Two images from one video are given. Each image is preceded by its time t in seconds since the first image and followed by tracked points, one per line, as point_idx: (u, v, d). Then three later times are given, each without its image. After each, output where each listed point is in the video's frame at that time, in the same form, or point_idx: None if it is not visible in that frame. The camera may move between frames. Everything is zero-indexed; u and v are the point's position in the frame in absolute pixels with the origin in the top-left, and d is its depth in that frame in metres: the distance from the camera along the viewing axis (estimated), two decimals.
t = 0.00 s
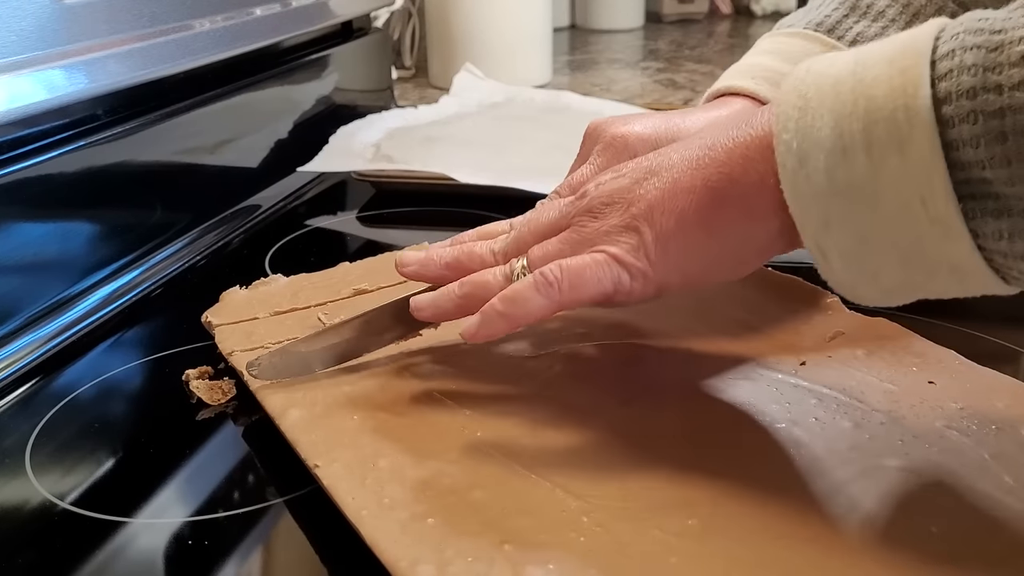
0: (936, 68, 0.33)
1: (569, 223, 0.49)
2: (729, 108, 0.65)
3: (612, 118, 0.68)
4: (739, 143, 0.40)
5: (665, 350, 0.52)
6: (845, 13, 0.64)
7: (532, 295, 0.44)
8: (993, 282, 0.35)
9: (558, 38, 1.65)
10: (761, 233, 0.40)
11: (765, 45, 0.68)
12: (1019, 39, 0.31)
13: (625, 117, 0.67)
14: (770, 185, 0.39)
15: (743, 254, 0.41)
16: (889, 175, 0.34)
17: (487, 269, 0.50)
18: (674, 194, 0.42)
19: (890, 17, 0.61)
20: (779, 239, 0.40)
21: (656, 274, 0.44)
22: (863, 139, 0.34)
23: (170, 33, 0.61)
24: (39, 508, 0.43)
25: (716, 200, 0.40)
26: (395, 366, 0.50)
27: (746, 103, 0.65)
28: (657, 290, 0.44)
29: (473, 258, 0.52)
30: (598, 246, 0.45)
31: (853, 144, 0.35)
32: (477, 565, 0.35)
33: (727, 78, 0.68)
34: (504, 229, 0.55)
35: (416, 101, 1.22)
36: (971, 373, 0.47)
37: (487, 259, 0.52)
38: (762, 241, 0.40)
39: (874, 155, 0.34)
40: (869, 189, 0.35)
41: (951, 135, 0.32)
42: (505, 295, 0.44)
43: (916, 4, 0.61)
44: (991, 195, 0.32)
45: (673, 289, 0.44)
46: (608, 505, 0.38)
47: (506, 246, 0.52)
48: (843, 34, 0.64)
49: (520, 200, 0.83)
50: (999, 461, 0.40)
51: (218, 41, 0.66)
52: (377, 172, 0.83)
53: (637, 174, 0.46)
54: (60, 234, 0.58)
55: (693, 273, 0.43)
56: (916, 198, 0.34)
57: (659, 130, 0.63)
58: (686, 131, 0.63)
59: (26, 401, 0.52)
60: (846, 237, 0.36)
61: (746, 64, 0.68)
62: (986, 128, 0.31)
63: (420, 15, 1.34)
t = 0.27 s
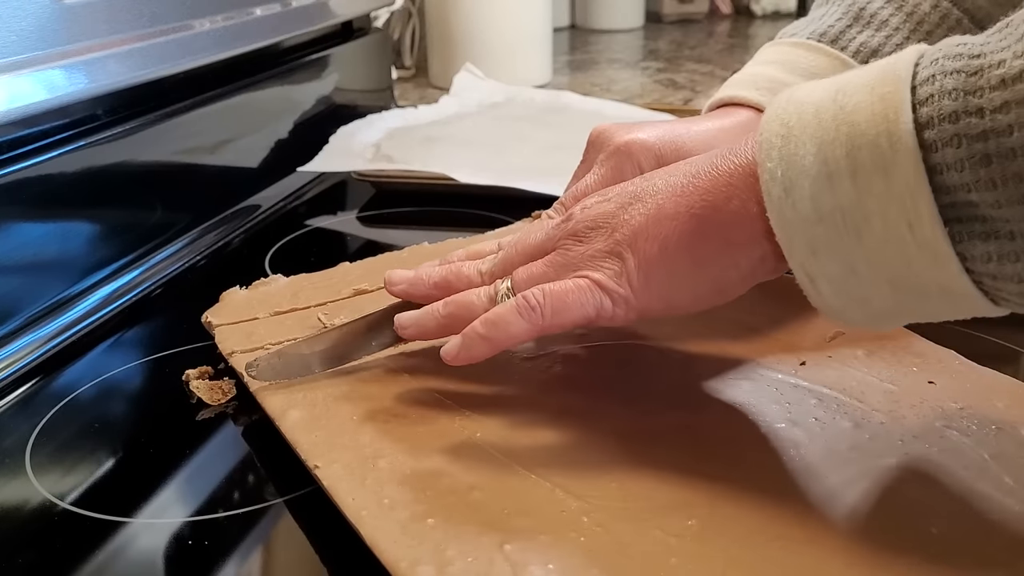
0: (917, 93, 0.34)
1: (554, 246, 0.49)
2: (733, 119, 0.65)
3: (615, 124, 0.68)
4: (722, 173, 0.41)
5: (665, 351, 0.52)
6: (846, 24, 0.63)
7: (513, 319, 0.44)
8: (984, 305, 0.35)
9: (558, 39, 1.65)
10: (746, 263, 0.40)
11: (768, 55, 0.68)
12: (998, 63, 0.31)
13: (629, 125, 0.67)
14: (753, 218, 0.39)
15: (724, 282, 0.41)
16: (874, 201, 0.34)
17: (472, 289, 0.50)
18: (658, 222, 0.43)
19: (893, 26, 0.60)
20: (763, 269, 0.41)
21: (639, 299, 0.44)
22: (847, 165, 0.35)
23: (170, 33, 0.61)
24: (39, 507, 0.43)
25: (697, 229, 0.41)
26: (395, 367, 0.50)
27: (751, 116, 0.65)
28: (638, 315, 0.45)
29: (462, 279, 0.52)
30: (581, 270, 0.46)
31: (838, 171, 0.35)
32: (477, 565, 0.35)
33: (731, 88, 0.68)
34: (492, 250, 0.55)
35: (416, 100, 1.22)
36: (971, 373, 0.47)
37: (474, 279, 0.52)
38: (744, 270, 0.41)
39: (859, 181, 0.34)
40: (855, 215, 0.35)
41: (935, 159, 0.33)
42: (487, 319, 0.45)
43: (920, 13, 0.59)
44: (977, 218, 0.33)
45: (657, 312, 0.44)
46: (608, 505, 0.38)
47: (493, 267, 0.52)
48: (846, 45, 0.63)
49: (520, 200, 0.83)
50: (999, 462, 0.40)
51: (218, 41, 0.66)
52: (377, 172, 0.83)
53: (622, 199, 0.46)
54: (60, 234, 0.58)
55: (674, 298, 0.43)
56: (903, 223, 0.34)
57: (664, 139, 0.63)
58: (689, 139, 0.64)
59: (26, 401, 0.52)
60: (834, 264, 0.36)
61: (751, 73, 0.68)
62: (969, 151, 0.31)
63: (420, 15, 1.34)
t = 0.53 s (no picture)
0: (904, 83, 0.34)
1: (545, 241, 0.50)
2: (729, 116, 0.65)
3: (610, 126, 0.68)
4: (711, 167, 0.41)
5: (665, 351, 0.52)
6: (841, 21, 0.63)
7: (501, 310, 0.45)
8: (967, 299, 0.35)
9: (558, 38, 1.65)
10: (735, 257, 0.40)
11: (761, 51, 0.68)
12: (982, 53, 0.32)
13: (623, 126, 0.67)
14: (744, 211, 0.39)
15: (713, 274, 0.41)
16: (859, 191, 0.35)
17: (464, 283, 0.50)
18: (648, 215, 0.43)
19: (887, 23, 0.60)
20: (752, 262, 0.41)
21: (628, 289, 0.44)
22: (832, 155, 0.35)
23: (170, 33, 0.61)
24: (39, 508, 0.43)
25: (686, 223, 0.41)
26: (395, 368, 0.50)
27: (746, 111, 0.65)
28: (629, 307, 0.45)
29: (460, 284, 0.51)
30: (571, 262, 0.46)
31: (823, 160, 0.35)
32: (478, 566, 0.35)
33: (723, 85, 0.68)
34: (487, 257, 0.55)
35: (416, 100, 1.22)
36: (970, 373, 0.48)
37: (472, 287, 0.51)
38: (733, 263, 0.41)
39: (843, 170, 0.35)
40: (840, 206, 0.35)
41: (919, 147, 0.33)
42: (475, 309, 0.45)
43: (914, 9, 0.60)
44: (960, 208, 0.33)
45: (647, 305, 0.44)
46: (608, 505, 0.38)
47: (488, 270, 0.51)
48: (840, 42, 0.63)
49: (520, 200, 0.83)
50: (998, 462, 0.40)
51: (218, 41, 0.66)
52: (377, 172, 0.84)
53: (613, 195, 0.47)
54: (60, 234, 0.58)
55: (664, 291, 0.43)
56: (887, 214, 0.34)
57: (659, 141, 0.63)
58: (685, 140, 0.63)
59: (26, 401, 0.52)
60: (820, 257, 0.37)
61: (743, 71, 0.68)
62: (952, 138, 0.32)
63: (420, 15, 1.34)
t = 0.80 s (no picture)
0: (892, 78, 0.34)
1: (543, 242, 0.50)
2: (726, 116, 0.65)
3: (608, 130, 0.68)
4: (704, 160, 0.41)
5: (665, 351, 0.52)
6: (838, 22, 0.63)
7: (501, 311, 0.45)
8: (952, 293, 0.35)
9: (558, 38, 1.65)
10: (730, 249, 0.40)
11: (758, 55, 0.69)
12: (969, 47, 0.32)
13: (621, 130, 0.67)
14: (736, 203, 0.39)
15: (708, 267, 0.41)
16: (846, 185, 0.35)
17: (465, 288, 0.50)
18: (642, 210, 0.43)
19: (883, 24, 0.60)
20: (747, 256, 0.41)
21: (626, 286, 0.44)
22: (821, 150, 0.35)
23: (170, 33, 0.61)
24: (39, 508, 0.43)
25: (679, 215, 0.41)
26: (396, 368, 0.50)
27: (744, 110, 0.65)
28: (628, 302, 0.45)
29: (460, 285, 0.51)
30: (568, 260, 0.47)
31: (812, 155, 0.35)
32: (478, 566, 0.35)
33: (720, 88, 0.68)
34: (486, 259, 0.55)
35: (416, 100, 1.22)
36: (970, 373, 0.48)
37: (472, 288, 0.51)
38: (728, 256, 0.41)
39: (832, 165, 0.35)
40: (828, 203, 0.35)
41: (906, 141, 0.33)
42: (475, 313, 0.46)
43: (910, 9, 0.59)
44: (946, 202, 0.33)
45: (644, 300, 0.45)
46: (608, 505, 0.38)
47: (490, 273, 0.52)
48: (836, 42, 0.63)
49: (521, 200, 0.83)
50: (998, 462, 0.40)
51: (218, 41, 0.66)
52: (377, 172, 0.84)
53: (608, 193, 0.47)
54: (60, 234, 0.58)
55: (661, 286, 0.43)
56: (875, 211, 0.34)
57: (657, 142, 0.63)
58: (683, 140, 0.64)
59: (26, 401, 0.52)
60: (807, 251, 0.37)
61: (741, 73, 0.68)
62: (938, 132, 0.32)
63: (420, 15, 1.34)
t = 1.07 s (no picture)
0: (880, 71, 0.35)
1: (540, 236, 0.50)
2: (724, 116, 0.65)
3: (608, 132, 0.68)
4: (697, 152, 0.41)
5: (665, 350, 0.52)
6: (834, 21, 0.62)
7: (497, 302, 0.45)
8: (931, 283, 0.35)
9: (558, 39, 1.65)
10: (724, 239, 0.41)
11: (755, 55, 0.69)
12: (954, 42, 0.32)
13: (621, 131, 0.67)
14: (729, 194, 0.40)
15: (703, 257, 0.42)
16: (832, 176, 0.35)
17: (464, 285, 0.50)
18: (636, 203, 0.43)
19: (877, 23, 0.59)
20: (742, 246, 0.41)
21: (623, 276, 0.44)
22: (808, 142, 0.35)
23: (170, 33, 0.61)
24: (39, 508, 0.43)
25: (672, 208, 0.41)
26: (396, 368, 0.50)
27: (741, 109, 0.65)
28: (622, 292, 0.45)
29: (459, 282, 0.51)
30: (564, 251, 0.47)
31: (799, 147, 0.36)
32: (478, 566, 0.35)
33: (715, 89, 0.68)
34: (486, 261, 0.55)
35: (416, 100, 1.22)
36: (971, 374, 0.47)
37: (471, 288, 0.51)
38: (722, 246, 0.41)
39: (817, 157, 0.35)
40: (808, 187, 0.36)
41: (891, 135, 0.33)
42: (472, 305, 0.46)
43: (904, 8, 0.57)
44: (928, 196, 0.33)
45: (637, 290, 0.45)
46: (608, 505, 0.38)
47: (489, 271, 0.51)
48: (831, 42, 0.62)
49: (521, 200, 0.83)
50: (998, 462, 0.40)
51: (218, 41, 0.66)
52: (377, 172, 0.84)
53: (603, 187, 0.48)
54: (60, 234, 0.58)
55: (656, 278, 0.44)
56: (853, 194, 0.35)
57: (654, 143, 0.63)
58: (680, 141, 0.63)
59: (26, 401, 0.52)
60: (793, 241, 0.37)
61: (737, 73, 0.68)
62: (922, 125, 0.32)
63: (420, 15, 1.34)
